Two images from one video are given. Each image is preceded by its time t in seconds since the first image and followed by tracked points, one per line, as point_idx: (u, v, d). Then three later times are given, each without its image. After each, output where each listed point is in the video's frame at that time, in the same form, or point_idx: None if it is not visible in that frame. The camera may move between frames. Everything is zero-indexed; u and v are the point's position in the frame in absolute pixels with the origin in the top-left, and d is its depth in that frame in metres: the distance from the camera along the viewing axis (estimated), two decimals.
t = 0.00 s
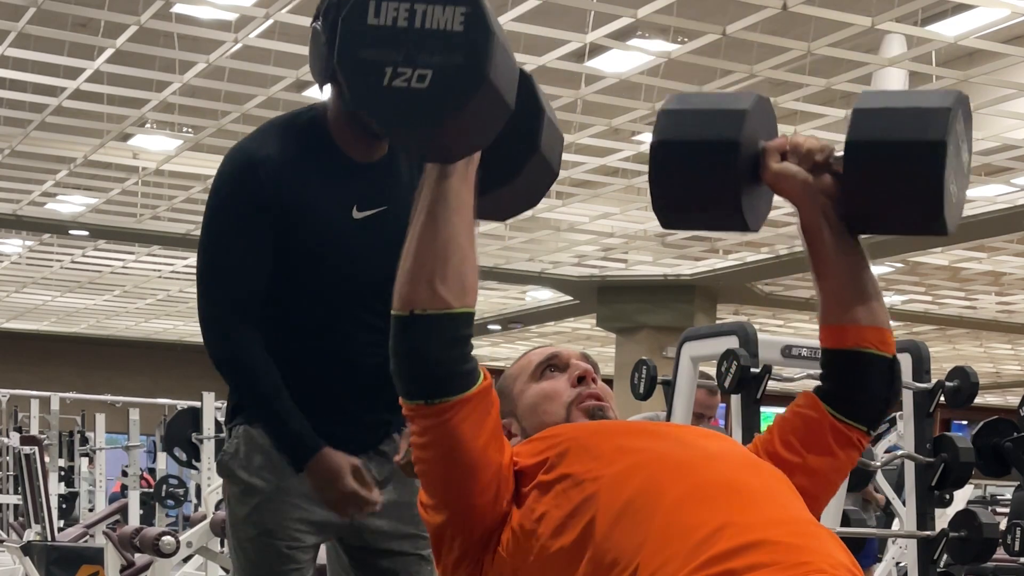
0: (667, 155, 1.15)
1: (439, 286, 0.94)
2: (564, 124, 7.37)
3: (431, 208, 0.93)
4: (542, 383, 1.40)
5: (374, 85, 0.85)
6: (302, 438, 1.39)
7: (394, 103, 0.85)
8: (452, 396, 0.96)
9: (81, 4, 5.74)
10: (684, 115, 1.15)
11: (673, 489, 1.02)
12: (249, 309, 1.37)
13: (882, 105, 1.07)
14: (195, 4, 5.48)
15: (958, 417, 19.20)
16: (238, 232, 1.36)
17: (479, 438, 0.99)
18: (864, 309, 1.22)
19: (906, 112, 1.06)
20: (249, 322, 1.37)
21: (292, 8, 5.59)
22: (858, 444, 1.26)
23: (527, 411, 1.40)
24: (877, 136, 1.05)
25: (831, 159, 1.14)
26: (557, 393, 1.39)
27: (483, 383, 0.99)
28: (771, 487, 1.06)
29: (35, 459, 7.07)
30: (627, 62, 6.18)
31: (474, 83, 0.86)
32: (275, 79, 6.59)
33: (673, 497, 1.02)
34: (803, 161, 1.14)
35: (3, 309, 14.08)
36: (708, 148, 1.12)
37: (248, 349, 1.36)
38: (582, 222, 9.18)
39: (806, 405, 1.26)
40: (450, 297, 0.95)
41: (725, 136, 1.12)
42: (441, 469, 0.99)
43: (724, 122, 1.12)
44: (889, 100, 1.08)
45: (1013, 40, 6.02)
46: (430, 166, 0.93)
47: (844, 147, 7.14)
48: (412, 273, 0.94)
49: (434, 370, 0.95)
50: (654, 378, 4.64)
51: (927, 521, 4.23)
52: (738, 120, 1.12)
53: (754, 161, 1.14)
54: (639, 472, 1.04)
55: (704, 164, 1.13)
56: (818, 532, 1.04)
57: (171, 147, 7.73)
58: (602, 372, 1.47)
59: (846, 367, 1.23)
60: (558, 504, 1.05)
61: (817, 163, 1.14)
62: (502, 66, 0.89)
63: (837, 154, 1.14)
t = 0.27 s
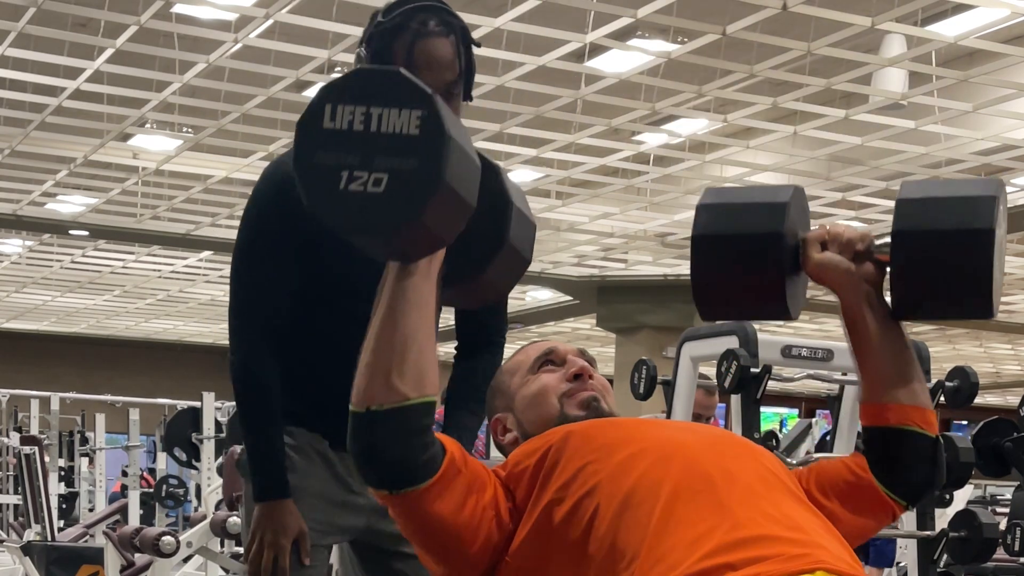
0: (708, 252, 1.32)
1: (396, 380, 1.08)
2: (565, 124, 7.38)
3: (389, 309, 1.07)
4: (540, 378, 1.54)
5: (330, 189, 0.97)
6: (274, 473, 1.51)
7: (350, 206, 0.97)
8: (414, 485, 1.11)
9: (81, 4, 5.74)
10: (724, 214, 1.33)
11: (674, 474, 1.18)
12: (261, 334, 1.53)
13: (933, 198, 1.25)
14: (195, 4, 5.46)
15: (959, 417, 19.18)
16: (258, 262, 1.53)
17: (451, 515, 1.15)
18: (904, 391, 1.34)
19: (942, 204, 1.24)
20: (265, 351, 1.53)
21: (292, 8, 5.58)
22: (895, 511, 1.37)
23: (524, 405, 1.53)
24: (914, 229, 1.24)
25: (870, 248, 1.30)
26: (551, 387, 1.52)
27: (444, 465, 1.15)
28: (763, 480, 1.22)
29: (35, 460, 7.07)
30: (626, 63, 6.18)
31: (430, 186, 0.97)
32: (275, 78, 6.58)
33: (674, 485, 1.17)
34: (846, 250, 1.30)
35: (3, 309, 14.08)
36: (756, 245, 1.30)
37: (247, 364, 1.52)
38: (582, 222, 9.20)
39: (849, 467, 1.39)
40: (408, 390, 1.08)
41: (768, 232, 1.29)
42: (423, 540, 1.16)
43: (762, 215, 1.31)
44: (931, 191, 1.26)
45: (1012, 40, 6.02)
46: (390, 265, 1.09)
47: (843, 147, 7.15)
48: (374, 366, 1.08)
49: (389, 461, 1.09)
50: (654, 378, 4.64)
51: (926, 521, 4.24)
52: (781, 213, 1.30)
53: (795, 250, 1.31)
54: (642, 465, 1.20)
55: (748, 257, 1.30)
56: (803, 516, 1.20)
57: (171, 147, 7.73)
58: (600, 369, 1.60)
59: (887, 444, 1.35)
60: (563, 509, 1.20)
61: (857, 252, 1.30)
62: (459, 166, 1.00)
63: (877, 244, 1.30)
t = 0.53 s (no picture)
0: (739, 332, 1.52)
1: (372, 486, 1.14)
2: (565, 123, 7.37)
3: (369, 412, 1.13)
4: (542, 377, 1.65)
5: (304, 298, 1.00)
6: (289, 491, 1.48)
7: (323, 315, 1.00)
8: None
9: (82, 4, 5.74)
10: (753, 297, 1.51)
11: (678, 464, 1.30)
12: (269, 352, 1.51)
13: (958, 288, 1.45)
14: (195, 4, 5.46)
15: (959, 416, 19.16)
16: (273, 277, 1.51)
17: None
18: (915, 475, 1.55)
19: (969, 294, 1.44)
20: (277, 368, 1.51)
21: (292, 8, 5.58)
22: None
23: (527, 403, 1.65)
24: (942, 317, 1.44)
25: (891, 335, 1.55)
26: (552, 386, 1.63)
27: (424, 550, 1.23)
28: (765, 474, 1.33)
29: (35, 459, 7.07)
30: (627, 62, 6.17)
31: (405, 295, 1.00)
32: (275, 78, 6.58)
33: (673, 475, 1.29)
34: (868, 337, 1.56)
35: (3, 309, 14.08)
36: (785, 327, 1.49)
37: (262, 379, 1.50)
38: (583, 222, 9.20)
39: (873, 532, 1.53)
40: (384, 491, 1.15)
41: (797, 316, 1.48)
42: None
43: (794, 300, 1.49)
44: (958, 281, 1.45)
45: (1013, 40, 6.02)
46: (370, 363, 1.14)
47: (843, 147, 7.14)
48: (354, 473, 1.14)
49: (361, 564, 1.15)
50: (654, 378, 4.63)
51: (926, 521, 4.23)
52: (806, 301, 1.48)
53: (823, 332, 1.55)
54: (641, 459, 1.32)
55: (780, 339, 1.50)
56: (796, 502, 1.31)
57: (171, 147, 7.73)
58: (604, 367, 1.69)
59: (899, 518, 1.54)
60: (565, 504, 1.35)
61: (879, 338, 1.55)
62: (433, 268, 1.03)
63: (897, 332, 1.55)
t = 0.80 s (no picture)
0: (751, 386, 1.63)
1: (359, 565, 1.27)
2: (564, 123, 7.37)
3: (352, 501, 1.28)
4: (545, 376, 1.87)
5: (294, 384, 1.12)
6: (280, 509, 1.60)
7: (311, 398, 1.12)
8: None
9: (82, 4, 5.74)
10: (763, 354, 1.62)
11: (677, 462, 1.40)
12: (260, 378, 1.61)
13: (963, 351, 1.60)
14: (195, 4, 5.46)
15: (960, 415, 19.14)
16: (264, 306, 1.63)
17: None
18: (908, 531, 1.70)
19: (974, 357, 1.59)
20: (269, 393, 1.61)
21: (292, 8, 5.57)
22: None
23: (530, 399, 1.86)
24: (949, 380, 1.59)
25: (894, 395, 1.69)
26: (555, 384, 1.85)
27: None
28: (765, 468, 1.42)
29: (35, 459, 7.09)
30: (626, 62, 6.16)
31: (387, 381, 1.11)
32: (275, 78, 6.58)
33: (673, 474, 1.39)
34: (872, 396, 1.70)
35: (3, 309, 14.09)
36: (793, 382, 1.61)
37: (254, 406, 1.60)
38: (583, 222, 9.20)
39: None
40: (371, 569, 1.27)
41: (804, 372, 1.60)
42: None
43: (801, 359, 1.60)
44: (962, 344, 1.60)
45: (1013, 40, 6.02)
46: (360, 447, 1.29)
47: (843, 147, 7.14)
48: (344, 543, 1.28)
49: None
50: (654, 378, 4.63)
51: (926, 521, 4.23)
52: (814, 357, 1.60)
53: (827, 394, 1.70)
54: (641, 461, 1.43)
55: (788, 393, 1.62)
56: (794, 495, 1.40)
57: (171, 147, 7.73)
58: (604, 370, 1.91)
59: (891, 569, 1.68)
60: (570, 500, 1.48)
61: (882, 398, 1.70)
62: (420, 354, 1.13)
63: (900, 392, 1.69)
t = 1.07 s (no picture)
0: (755, 389, 1.71)
1: None
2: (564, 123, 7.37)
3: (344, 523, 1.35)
4: (540, 379, 1.89)
5: (281, 411, 1.27)
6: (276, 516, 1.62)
7: (299, 423, 1.26)
8: None
9: (82, 4, 5.74)
10: (766, 357, 1.72)
11: (672, 455, 1.40)
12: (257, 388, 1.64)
13: (964, 360, 1.70)
14: (195, 4, 5.46)
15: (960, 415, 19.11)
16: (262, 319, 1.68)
17: None
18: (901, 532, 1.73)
19: (974, 365, 1.69)
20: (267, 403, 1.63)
21: (292, 8, 5.58)
22: None
23: (524, 404, 1.88)
24: (950, 389, 1.69)
25: (893, 401, 1.76)
26: (549, 389, 1.87)
27: None
28: (762, 458, 1.42)
29: (35, 459, 7.08)
30: (626, 62, 6.17)
31: (368, 416, 1.22)
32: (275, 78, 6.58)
33: (670, 466, 1.39)
34: (872, 402, 1.78)
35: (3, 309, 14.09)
36: (792, 387, 1.71)
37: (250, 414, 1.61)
38: (582, 222, 9.20)
39: None
40: None
41: (803, 377, 1.70)
42: None
43: (804, 363, 1.70)
44: (962, 355, 1.71)
45: (1013, 40, 6.02)
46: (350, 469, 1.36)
47: (843, 147, 7.14)
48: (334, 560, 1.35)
49: None
50: (654, 378, 4.63)
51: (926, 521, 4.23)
52: (816, 363, 1.70)
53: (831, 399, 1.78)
54: (636, 455, 1.44)
55: (787, 397, 1.71)
56: (791, 483, 1.40)
57: (171, 147, 7.73)
58: (599, 372, 1.94)
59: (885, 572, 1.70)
60: (569, 494, 1.50)
61: (882, 404, 1.77)
62: (404, 388, 1.23)
63: (899, 398, 1.76)
